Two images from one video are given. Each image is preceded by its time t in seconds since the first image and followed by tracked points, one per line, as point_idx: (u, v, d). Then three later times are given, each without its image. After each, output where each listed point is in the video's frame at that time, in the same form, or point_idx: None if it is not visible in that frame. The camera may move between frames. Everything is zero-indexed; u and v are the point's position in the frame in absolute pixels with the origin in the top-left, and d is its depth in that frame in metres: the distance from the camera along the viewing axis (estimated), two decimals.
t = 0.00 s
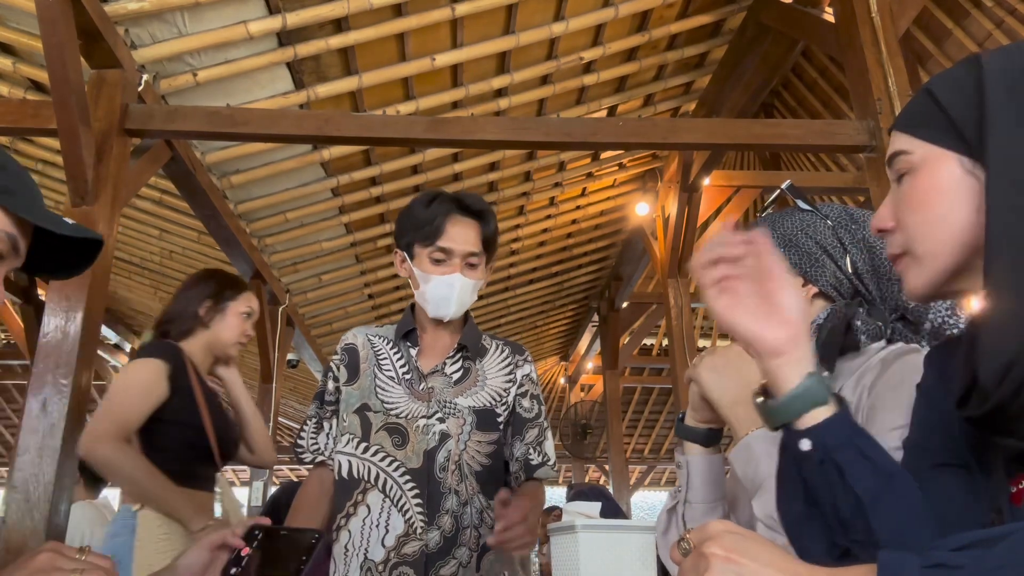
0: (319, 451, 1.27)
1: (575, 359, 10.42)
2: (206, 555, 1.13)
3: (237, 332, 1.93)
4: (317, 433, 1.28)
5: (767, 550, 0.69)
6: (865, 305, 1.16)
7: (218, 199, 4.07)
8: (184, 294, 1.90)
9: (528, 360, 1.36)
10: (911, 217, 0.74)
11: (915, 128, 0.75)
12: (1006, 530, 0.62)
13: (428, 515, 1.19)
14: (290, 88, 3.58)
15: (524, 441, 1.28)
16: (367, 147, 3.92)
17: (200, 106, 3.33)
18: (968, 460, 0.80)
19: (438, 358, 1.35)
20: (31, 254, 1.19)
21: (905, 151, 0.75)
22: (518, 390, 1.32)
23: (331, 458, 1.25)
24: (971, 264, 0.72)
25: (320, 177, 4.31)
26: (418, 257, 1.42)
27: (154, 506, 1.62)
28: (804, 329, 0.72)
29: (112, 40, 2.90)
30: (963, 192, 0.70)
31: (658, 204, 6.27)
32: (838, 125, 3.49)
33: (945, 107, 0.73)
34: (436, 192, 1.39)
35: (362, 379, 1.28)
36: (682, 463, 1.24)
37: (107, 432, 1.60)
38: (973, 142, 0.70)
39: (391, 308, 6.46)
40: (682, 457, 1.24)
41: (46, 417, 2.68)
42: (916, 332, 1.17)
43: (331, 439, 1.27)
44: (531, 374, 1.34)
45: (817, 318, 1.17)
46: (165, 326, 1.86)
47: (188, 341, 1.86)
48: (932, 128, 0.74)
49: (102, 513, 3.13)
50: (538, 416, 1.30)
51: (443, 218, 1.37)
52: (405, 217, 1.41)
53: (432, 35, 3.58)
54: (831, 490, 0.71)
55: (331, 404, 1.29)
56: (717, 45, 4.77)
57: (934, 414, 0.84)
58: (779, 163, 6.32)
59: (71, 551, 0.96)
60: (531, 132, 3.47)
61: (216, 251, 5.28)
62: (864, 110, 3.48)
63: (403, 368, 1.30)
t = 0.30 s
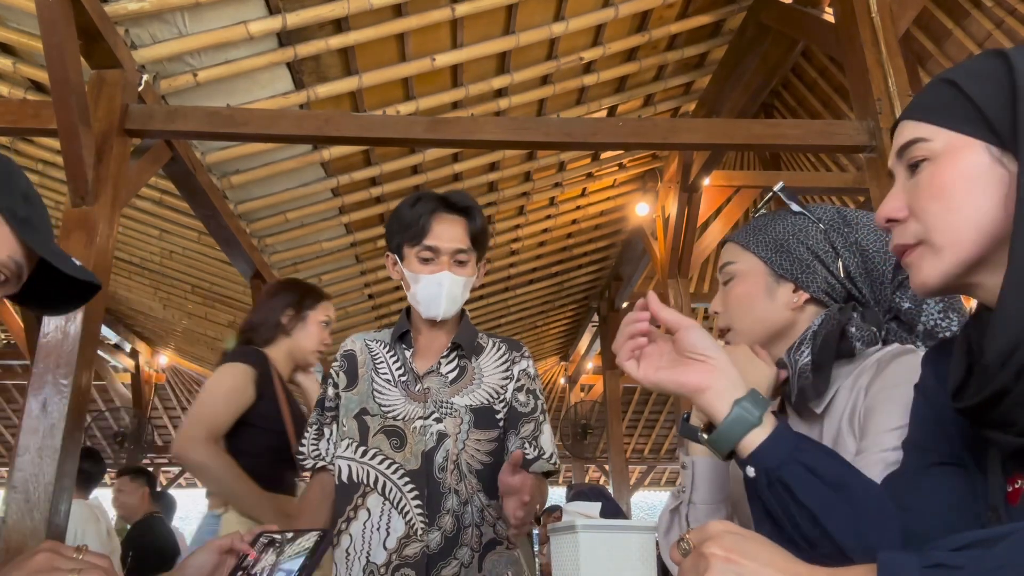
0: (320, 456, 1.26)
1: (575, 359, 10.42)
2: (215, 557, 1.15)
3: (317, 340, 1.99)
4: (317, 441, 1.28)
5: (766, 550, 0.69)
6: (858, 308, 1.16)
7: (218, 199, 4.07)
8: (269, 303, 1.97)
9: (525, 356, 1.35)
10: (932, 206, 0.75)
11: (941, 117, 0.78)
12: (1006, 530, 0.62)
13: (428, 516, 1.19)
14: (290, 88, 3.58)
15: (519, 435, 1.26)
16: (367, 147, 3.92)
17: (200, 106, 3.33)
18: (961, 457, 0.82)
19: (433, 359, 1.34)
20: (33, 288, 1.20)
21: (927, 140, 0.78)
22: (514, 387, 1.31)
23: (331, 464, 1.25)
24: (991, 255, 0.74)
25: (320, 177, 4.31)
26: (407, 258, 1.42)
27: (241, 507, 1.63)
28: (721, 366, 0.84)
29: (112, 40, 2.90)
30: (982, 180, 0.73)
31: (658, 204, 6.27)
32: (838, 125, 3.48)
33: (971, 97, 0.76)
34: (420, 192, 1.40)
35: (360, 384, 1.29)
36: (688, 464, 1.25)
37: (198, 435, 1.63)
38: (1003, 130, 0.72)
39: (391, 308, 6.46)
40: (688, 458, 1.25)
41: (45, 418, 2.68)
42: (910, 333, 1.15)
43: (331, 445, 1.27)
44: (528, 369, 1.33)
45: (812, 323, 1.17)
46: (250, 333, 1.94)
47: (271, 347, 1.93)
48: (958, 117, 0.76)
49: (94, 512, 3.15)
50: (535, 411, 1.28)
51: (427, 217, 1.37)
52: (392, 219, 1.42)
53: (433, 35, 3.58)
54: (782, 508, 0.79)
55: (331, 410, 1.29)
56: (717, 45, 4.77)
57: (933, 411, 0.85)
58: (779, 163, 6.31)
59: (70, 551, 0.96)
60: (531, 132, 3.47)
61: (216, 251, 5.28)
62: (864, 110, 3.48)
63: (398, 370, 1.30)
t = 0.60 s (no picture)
0: (320, 458, 1.25)
1: (575, 359, 10.42)
2: (210, 558, 1.15)
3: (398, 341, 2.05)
4: (317, 441, 1.27)
5: (766, 549, 0.69)
6: (853, 309, 1.16)
7: (218, 199, 4.07)
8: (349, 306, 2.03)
9: (528, 356, 1.35)
10: (931, 205, 0.75)
11: (942, 116, 0.78)
12: (1006, 530, 0.62)
13: (431, 515, 1.19)
14: (290, 88, 3.58)
15: (521, 437, 1.26)
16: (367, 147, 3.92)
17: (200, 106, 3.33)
18: (962, 457, 0.81)
19: (436, 357, 1.34)
20: (33, 297, 1.20)
21: (927, 139, 0.78)
22: (518, 386, 1.31)
23: (332, 466, 1.25)
24: (989, 252, 0.74)
25: (320, 177, 4.31)
26: (405, 257, 1.42)
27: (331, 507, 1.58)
28: (716, 369, 0.84)
29: (112, 40, 2.90)
30: (981, 179, 0.73)
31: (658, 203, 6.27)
32: (838, 125, 3.49)
33: (973, 96, 0.76)
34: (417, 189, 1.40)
35: (362, 383, 1.29)
36: (685, 464, 1.25)
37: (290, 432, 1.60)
38: (1003, 130, 0.72)
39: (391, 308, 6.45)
40: (683, 458, 1.26)
41: (46, 418, 2.68)
42: (907, 333, 1.15)
43: (332, 446, 1.26)
44: (531, 369, 1.33)
45: (807, 327, 1.18)
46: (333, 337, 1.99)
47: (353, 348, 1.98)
48: (958, 116, 0.77)
49: (91, 511, 3.16)
50: (537, 412, 1.28)
51: (424, 215, 1.37)
52: (389, 218, 1.41)
53: (433, 35, 3.58)
54: (779, 510, 0.79)
55: (331, 411, 1.29)
56: (717, 45, 4.77)
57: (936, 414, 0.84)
58: (779, 163, 6.31)
59: (70, 552, 0.96)
60: (531, 132, 3.47)
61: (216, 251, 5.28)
62: (864, 110, 3.48)
63: (401, 369, 1.30)
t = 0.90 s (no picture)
0: (315, 457, 1.27)
1: (575, 358, 10.42)
2: (209, 558, 1.15)
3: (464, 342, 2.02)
4: (312, 439, 1.28)
5: (764, 548, 0.70)
6: (856, 309, 1.15)
7: (218, 199, 4.08)
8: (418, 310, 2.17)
9: (526, 352, 1.36)
10: (918, 214, 0.77)
11: (923, 125, 0.79)
12: (1005, 530, 0.62)
13: (430, 513, 1.19)
14: (290, 88, 3.58)
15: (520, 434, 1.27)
16: (367, 147, 3.92)
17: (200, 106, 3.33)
18: (962, 456, 0.81)
19: (434, 353, 1.35)
20: (35, 302, 1.21)
21: (911, 149, 0.79)
22: (517, 383, 1.32)
23: (329, 463, 1.25)
24: (978, 259, 0.75)
25: (320, 177, 4.31)
26: (413, 247, 1.42)
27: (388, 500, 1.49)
28: (725, 367, 0.84)
29: (112, 40, 2.90)
30: (964, 187, 0.74)
31: (657, 203, 6.28)
32: (838, 125, 3.48)
33: (950, 103, 0.77)
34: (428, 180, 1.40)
35: (358, 378, 1.29)
36: (688, 463, 1.25)
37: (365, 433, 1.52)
38: (982, 140, 0.73)
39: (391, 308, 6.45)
40: (688, 458, 1.26)
41: (46, 418, 2.68)
42: (909, 332, 1.15)
43: (327, 444, 1.27)
44: (529, 366, 1.34)
45: (810, 327, 1.18)
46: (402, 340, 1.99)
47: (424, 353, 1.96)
48: (938, 124, 0.78)
49: (91, 511, 3.16)
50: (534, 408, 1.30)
51: (436, 206, 1.37)
52: (399, 208, 1.41)
53: (433, 34, 3.59)
54: (786, 510, 0.79)
55: (327, 408, 1.30)
56: (717, 45, 4.76)
57: (933, 414, 0.85)
58: (779, 163, 6.31)
59: (71, 551, 0.96)
60: (531, 132, 3.47)
61: (216, 251, 5.28)
62: (864, 109, 3.48)
63: (398, 363, 1.31)
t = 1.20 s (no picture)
0: (310, 454, 1.26)
1: (575, 358, 10.42)
2: (208, 557, 1.13)
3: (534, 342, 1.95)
4: (307, 436, 1.28)
5: (765, 549, 0.69)
6: (858, 308, 1.16)
7: (218, 199, 4.08)
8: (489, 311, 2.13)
9: (525, 350, 1.37)
10: (910, 218, 0.77)
11: (915, 129, 0.79)
12: (1006, 530, 0.62)
13: (429, 513, 1.19)
14: (290, 88, 3.58)
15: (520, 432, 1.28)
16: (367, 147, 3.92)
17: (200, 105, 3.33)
18: (963, 456, 0.81)
19: (433, 349, 1.35)
20: (38, 308, 1.20)
21: (904, 153, 0.79)
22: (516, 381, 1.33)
23: (327, 460, 1.25)
24: (969, 262, 0.76)
25: (320, 176, 4.31)
26: (412, 242, 1.42)
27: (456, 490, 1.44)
28: (725, 366, 0.84)
29: (112, 40, 2.90)
30: (957, 192, 0.74)
31: (657, 203, 6.28)
32: (838, 125, 3.48)
33: (940, 107, 0.77)
34: (430, 172, 1.40)
35: (355, 374, 1.29)
36: (683, 466, 1.25)
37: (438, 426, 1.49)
38: (969, 145, 0.73)
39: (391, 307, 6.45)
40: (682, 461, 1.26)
41: (46, 418, 2.68)
42: (910, 333, 1.16)
43: (324, 442, 1.26)
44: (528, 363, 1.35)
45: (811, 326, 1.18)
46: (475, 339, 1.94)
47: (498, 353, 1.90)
48: (930, 128, 0.78)
49: (91, 511, 3.16)
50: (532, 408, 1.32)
51: (438, 200, 1.37)
52: (398, 200, 1.41)
53: (432, 34, 3.59)
54: (786, 509, 0.79)
55: (323, 404, 1.29)
56: (717, 44, 4.76)
57: (932, 413, 0.85)
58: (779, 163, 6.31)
59: (72, 552, 0.96)
60: (531, 132, 3.47)
61: (216, 250, 5.28)
62: (864, 109, 3.48)
63: (396, 361, 1.30)
